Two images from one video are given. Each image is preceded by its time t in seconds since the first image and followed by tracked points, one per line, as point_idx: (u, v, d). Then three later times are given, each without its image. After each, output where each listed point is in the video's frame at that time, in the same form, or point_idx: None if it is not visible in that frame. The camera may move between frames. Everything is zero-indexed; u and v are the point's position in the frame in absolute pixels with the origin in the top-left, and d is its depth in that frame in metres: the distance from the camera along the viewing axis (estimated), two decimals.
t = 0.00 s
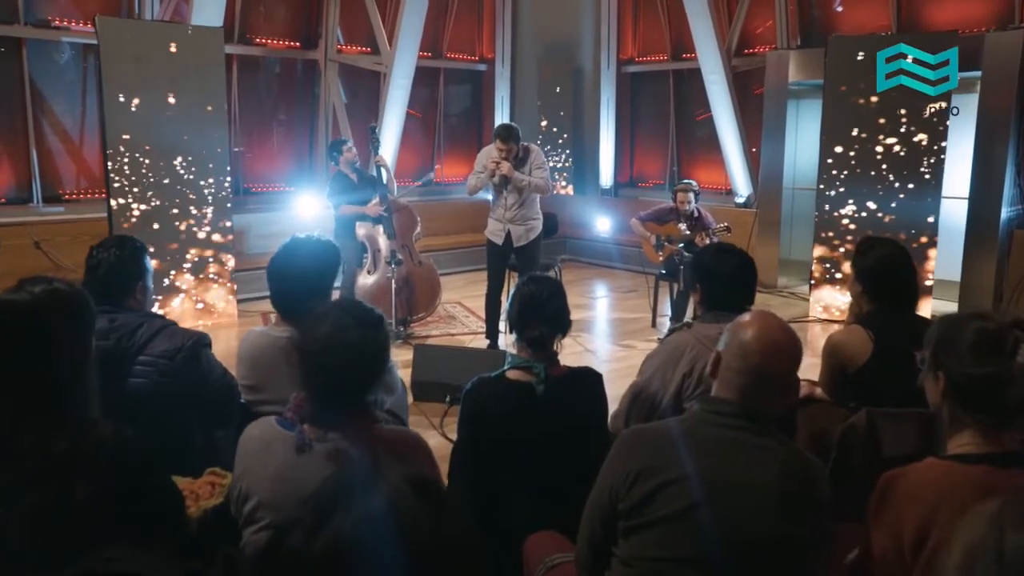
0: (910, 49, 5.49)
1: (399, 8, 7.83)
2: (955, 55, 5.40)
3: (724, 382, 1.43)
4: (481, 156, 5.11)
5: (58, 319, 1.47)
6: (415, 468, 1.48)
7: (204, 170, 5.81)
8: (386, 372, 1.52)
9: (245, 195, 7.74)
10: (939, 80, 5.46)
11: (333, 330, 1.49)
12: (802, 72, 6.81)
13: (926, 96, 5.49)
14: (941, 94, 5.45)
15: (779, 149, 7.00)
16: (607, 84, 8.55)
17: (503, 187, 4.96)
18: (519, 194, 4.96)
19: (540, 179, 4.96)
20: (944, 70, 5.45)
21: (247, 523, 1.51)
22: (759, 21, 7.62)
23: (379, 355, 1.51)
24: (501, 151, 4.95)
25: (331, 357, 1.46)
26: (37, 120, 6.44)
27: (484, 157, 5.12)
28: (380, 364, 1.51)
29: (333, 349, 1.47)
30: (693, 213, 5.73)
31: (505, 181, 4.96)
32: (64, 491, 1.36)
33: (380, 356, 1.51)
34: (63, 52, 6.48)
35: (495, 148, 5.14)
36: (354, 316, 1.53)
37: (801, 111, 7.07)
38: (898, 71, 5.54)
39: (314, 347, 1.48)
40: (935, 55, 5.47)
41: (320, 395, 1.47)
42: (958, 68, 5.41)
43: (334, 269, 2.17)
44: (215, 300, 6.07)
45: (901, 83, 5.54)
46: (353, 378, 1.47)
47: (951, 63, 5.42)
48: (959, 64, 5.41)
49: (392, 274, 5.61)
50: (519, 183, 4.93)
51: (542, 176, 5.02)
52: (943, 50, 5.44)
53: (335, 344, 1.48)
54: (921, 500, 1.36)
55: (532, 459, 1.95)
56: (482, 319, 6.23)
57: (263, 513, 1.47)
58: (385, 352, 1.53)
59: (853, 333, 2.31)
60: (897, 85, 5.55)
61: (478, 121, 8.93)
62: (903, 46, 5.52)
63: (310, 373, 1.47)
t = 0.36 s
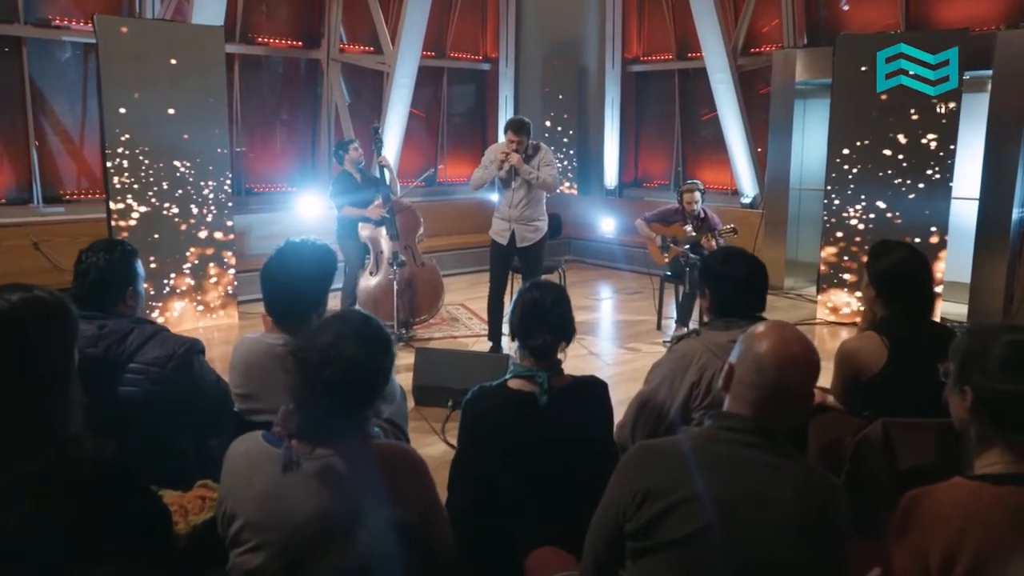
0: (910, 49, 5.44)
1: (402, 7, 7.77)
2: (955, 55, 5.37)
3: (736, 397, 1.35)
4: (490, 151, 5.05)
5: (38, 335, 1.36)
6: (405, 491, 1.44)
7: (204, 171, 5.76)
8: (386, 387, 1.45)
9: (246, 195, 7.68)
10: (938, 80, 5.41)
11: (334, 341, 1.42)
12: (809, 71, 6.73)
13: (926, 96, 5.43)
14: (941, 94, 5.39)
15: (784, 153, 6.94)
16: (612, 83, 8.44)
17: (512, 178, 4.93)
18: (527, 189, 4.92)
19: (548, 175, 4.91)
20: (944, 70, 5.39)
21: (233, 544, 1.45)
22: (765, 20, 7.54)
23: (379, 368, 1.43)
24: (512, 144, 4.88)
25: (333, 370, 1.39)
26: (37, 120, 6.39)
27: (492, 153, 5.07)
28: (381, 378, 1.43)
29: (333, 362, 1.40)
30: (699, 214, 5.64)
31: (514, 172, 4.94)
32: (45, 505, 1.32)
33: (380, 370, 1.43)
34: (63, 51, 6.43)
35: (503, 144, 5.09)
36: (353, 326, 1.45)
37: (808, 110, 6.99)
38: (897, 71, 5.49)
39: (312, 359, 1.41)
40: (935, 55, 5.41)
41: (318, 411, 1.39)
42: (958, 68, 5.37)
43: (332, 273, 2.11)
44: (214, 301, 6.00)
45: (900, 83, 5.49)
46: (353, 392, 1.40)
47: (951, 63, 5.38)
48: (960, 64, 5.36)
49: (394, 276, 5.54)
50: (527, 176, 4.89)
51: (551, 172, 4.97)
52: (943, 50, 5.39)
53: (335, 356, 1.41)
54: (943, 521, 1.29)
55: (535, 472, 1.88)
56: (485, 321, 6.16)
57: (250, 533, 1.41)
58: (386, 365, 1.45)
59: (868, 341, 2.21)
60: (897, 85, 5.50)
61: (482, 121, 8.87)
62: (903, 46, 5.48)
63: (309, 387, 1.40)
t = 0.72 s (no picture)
0: (910, 49, 5.38)
1: (405, 6, 7.69)
2: (954, 55, 5.29)
3: (748, 412, 1.28)
4: (497, 149, 4.95)
5: (9, 346, 1.22)
6: (399, 509, 1.37)
7: (203, 171, 5.69)
8: (377, 397, 1.37)
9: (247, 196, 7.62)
10: (938, 80, 5.33)
11: (324, 347, 1.35)
12: (816, 70, 6.65)
13: (926, 96, 5.36)
14: (942, 93, 5.32)
15: (791, 154, 6.87)
16: (616, 82, 8.41)
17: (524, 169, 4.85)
18: (537, 184, 4.87)
19: (558, 172, 4.81)
20: (944, 70, 5.32)
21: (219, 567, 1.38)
22: (771, 19, 7.45)
23: (369, 375, 1.36)
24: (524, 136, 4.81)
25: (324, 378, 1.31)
26: (37, 119, 6.33)
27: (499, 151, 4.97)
28: (372, 385, 1.36)
29: (321, 369, 1.33)
30: (704, 215, 5.56)
31: (523, 166, 4.85)
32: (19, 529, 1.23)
33: (371, 376, 1.36)
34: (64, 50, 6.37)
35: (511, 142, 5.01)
36: (342, 333, 1.38)
37: (814, 110, 6.91)
38: (898, 71, 5.44)
39: (298, 364, 1.33)
40: (935, 55, 5.35)
41: (302, 422, 1.31)
42: (958, 69, 5.29)
43: (326, 277, 2.03)
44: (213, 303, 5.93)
45: (900, 83, 5.43)
46: (341, 401, 1.33)
47: (950, 63, 5.31)
48: (960, 64, 5.29)
49: (395, 278, 5.47)
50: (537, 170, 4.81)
51: (561, 168, 4.86)
52: (943, 50, 5.32)
53: (323, 361, 1.33)
54: (968, 544, 1.22)
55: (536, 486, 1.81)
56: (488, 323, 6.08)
57: (236, 555, 1.34)
58: (376, 373, 1.38)
59: (883, 349, 2.13)
60: (897, 85, 5.44)
61: (485, 122, 8.80)
62: (903, 46, 5.41)
63: (296, 395, 1.32)
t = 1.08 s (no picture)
0: (910, 49, 5.32)
1: (407, 5, 7.62)
2: (955, 55, 5.22)
3: (760, 430, 1.21)
4: (505, 148, 4.86)
5: None
6: (391, 531, 1.30)
7: (202, 171, 5.63)
8: (363, 410, 1.29)
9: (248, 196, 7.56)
10: (938, 81, 5.27)
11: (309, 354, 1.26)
12: (822, 70, 6.56)
13: (926, 96, 5.31)
14: (942, 93, 5.26)
15: (796, 155, 6.80)
16: (620, 82, 8.32)
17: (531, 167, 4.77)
18: (545, 183, 4.80)
19: (565, 170, 4.73)
20: (944, 70, 5.26)
21: None
22: (776, 18, 7.37)
23: (352, 384, 1.27)
24: (531, 134, 4.75)
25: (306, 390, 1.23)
26: (37, 120, 6.28)
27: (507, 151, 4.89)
28: (357, 397, 1.28)
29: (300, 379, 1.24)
30: (709, 216, 5.47)
31: (530, 164, 4.78)
32: None
33: (356, 387, 1.28)
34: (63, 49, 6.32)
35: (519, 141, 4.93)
36: (328, 339, 1.28)
37: (820, 110, 6.83)
38: (898, 71, 5.38)
39: (278, 371, 1.25)
40: (935, 55, 5.29)
41: (283, 437, 1.24)
42: (959, 69, 5.22)
43: (320, 282, 1.96)
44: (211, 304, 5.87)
45: (901, 83, 5.36)
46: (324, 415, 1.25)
47: (950, 64, 5.24)
48: (960, 64, 5.22)
49: (396, 280, 5.39)
50: (544, 168, 4.73)
51: (569, 167, 4.79)
52: (943, 49, 5.26)
53: (304, 368, 1.25)
54: (999, 574, 1.16)
55: (536, 501, 1.75)
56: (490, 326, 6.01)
57: None
58: (361, 385, 1.29)
59: (896, 357, 2.04)
60: (897, 86, 5.38)
61: (488, 121, 8.73)
62: (903, 46, 5.36)
63: (278, 407, 1.25)
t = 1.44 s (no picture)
0: (910, 49, 5.26)
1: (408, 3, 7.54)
2: (954, 55, 5.17)
3: (772, 452, 1.14)
4: (505, 150, 4.78)
5: None
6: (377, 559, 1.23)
7: (200, 172, 5.57)
8: (343, 421, 1.23)
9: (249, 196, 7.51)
10: (938, 81, 5.22)
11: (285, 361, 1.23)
12: (828, 69, 6.48)
13: (926, 97, 5.25)
14: (941, 94, 5.21)
15: (802, 153, 6.71)
16: (622, 83, 8.21)
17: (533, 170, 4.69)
18: (546, 185, 4.71)
19: (568, 174, 4.65)
20: (944, 70, 5.21)
21: None
22: (781, 17, 7.28)
23: (326, 394, 1.21)
24: (531, 137, 4.63)
25: (275, 391, 1.18)
26: (35, 119, 6.22)
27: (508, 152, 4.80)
28: (332, 404, 1.21)
29: (271, 383, 1.19)
30: (713, 217, 5.38)
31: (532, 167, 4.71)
32: None
33: (330, 393, 1.22)
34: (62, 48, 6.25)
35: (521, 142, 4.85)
36: (304, 352, 1.26)
37: (826, 110, 6.75)
38: (897, 72, 5.32)
39: (246, 379, 1.21)
40: (935, 55, 5.22)
41: (258, 450, 1.19)
42: (959, 69, 5.17)
43: (307, 291, 1.87)
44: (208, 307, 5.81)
45: (900, 83, 5.30)
46: (299, 422, 1.19)
47: (950, 63, 5.18)
48: (960, 64, 5.17)
49: (396, 282, 5.31)
50: (546, 171, 4.65)
51: (571, 171, 4.70)
52: (943, 49, 5.20)
53: (273, 372, 1.20)
54: None
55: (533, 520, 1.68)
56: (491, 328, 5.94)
57: None
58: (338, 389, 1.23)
59: (911, 366, 1.96)
60: (897, 85, 5.31)
61: (490, 121, 8.66)
62: (903, 46, 5.29)
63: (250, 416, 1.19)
